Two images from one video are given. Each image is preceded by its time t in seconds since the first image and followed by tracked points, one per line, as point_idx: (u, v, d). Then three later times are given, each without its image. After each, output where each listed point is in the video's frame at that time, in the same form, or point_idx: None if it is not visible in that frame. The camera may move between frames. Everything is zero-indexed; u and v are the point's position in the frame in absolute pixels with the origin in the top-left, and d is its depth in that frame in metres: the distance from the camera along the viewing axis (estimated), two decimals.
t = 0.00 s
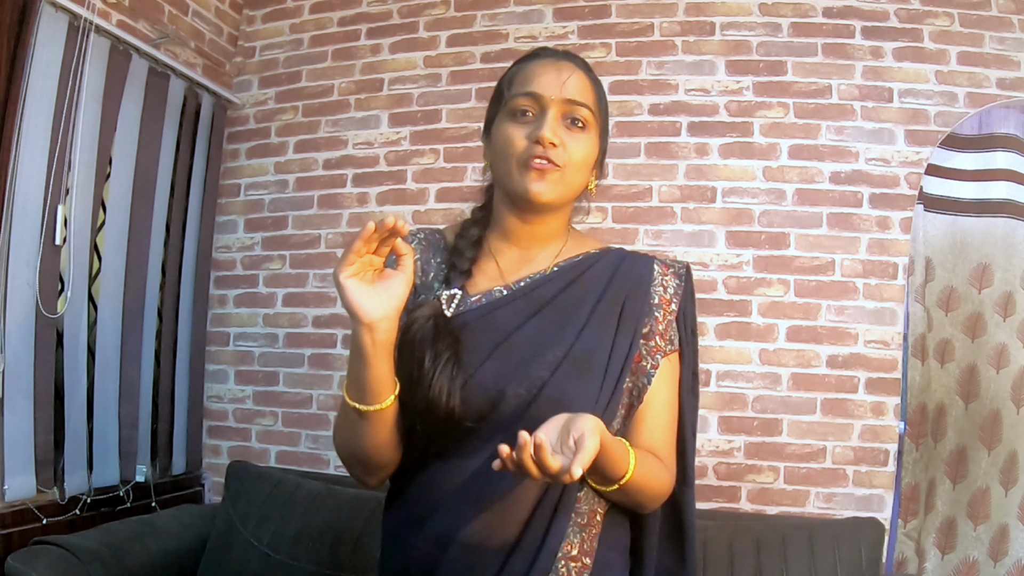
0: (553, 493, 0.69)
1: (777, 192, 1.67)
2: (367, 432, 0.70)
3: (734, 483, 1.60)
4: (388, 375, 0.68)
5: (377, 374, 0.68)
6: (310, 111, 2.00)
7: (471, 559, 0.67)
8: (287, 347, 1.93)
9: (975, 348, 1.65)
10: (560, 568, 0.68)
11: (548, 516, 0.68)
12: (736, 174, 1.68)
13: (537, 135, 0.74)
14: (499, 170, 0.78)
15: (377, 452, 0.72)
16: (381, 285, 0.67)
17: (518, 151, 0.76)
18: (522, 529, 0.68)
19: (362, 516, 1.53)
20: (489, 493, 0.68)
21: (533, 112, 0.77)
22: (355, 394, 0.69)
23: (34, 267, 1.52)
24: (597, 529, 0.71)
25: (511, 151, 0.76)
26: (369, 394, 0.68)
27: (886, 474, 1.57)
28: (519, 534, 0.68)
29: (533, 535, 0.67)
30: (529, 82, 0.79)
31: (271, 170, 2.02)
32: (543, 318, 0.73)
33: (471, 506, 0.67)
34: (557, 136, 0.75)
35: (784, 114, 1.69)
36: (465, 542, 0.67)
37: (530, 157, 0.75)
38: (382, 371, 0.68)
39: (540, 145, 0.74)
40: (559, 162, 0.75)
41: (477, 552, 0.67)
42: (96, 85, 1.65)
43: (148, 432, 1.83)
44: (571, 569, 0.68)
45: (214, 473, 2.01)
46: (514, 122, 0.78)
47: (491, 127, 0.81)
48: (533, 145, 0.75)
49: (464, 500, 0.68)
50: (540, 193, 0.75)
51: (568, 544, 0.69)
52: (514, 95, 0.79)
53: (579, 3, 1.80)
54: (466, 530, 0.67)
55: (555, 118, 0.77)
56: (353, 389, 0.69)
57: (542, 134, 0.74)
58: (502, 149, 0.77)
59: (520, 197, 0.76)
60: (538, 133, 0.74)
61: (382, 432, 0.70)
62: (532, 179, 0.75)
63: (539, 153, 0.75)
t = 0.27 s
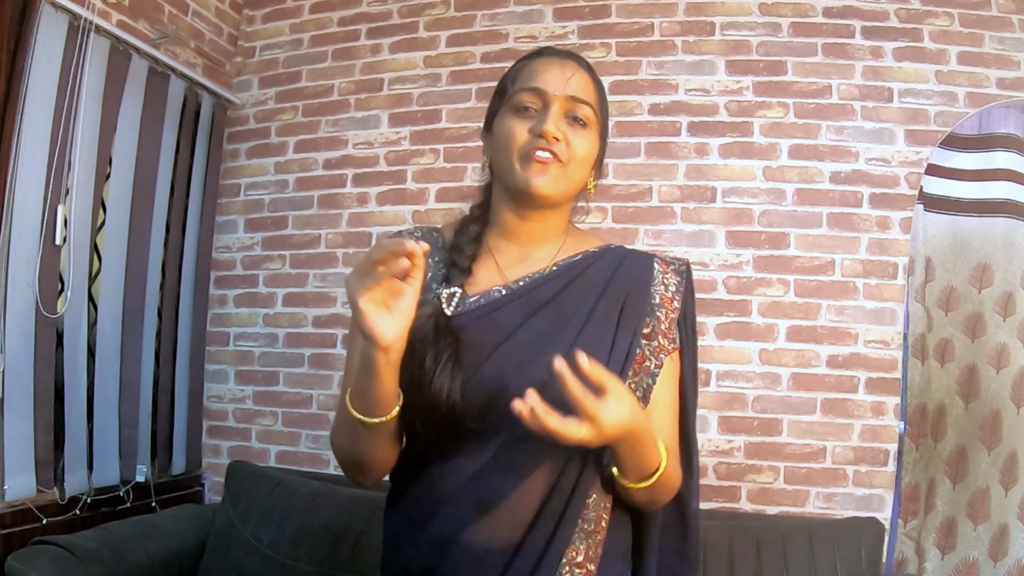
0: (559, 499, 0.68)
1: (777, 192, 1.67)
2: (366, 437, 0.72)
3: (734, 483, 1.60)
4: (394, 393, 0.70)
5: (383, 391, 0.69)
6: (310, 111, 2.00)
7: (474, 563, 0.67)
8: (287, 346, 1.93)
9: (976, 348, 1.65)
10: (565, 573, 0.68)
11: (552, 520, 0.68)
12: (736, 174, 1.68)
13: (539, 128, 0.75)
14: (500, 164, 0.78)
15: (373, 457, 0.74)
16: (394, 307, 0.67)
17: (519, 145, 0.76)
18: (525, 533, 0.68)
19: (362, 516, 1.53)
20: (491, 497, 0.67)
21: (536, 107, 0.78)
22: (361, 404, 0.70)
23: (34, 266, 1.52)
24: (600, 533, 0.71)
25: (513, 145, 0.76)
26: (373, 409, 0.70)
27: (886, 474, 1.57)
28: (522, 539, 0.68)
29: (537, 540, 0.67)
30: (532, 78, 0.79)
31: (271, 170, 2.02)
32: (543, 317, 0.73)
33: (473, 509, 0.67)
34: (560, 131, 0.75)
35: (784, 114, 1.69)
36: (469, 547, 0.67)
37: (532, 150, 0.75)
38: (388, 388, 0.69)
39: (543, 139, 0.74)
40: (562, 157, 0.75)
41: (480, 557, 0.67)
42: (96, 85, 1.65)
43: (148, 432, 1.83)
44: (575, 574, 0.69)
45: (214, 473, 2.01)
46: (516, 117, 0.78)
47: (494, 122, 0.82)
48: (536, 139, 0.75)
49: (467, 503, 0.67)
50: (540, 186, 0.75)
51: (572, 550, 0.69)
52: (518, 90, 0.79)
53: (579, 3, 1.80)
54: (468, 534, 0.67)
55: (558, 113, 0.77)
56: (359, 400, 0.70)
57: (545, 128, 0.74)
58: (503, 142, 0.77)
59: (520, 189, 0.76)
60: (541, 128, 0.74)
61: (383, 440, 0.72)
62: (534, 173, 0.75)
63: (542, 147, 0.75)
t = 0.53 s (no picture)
0: (559, 495, 0.68)
1: (777, 192, 1.67)
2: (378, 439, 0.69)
3: (734, 483, 1.60)
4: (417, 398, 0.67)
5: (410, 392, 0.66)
6: (310, 111, 2.00)
7: (474, 562, 0.66)
8: (287, 346, 1.93)
9: (976, 348, 1.65)
10: (565, 569, 0.68)
11: (552, 517, 0.68)
12: (736, 174, 1.68)
13: (526, 126, 0.75)
14: (489, 165, 0.78)
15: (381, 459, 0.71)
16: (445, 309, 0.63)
17: (507, 144, 0.76)
18: (526, 530, 0.68)
19: (361, 517, 1.53)
20: (490, 494, 0.67)
21: (521, 106, 0.78)
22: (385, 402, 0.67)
23: (34, 266, 1.52)
24: (599, 530, 0.71)
25: (501, 145, 0.76)
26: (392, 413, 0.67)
27: (886, 474, 1.57)
28: (522, 536, 0.67)
29: (537, 536, 0.67)
30: (517, 78, 0.80)
31: (271, 170, 2.02)
32: (545, 314, 0.72)
33: (473, 507, 0.67)
34: (546, 128, 0.75)
35: (784, 114, 1.69)
36: (468, 543, 0.67)
37: (521, 148, 0.75)
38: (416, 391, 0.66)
39: (530, 137, 0.74)
40: (550, 153, 0.75)
41: (480, 555, 0.66)
42: (96, 85, 1.65)
43: (148, 431, 1.82)
44: (575, 571, 0.68)
45: (214, 473, 2.01)
46: (503, 117, 0.78)
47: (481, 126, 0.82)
48: (523, 137, 0.75)
49: (467, 501, 0.67)
50: (532, 184, 0.75)
51: (573, 546, 0.69)
52: (502, 92, 0.80)
53: (579, 3, 1.80)
54: (469, 532, 0.67)
55: (543, 111, 0.77)
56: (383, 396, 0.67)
57: (531, 125, 0.75)
58: (492, 143, 0.77)
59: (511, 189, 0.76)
60: (527, 125, 0.75)
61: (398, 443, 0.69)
62: (525, 172, 0.75)
63: (529, 145, 0.75)
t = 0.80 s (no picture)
0: (557, 486, 0.68)
1: (777, 192, 1.67)
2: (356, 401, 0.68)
3: (734, 483, 1.60)
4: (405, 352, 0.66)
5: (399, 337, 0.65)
6: (310, 111, 2.00)
7: (473, 556, 0.67)
8: (287, 347, 1.93)
9: (976, 348, 1.65)
10: (565, 561, 0.68)
11: (551, 509, 0.68)
12: (736, 174, 1.68)
13: (526, 126, 0.75)
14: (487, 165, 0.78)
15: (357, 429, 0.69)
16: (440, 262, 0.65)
17: (506, 142, 0.75)
18: (525, 522, 0.68)
19: (362, 516, 1.53)
20: (489, 486, 0.68)
21: (523, 107, 0.78)
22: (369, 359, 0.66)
23: (34, 266, 1.52)
24: (604, 523, 0.71)
25: (500, 143, 0.76)
26: (376, 367, 0.66)
27: (886, 474, 1.57)
28: (521, 529, 0.68)
29: (536, 528, 0.67)
30: (520, 80, 0.80)
31: (271, 170, 2.02)
32: (538, 307, 0.73)
33: (470, 500, 0.68)
34: (545, 130, 0.75)
35: (784, 114, 1.69)
36: (468, 537, 0.67)
37: (519, 148, 0.75)
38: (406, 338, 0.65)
39: (529, 137, 0.74)
40: (548, 155, 0.75)
41: (479, 548, 0.67)
42: (96, 85, 1.65)
43: (148, 432, 1.82)
44: (576, 563, 0.69)
45: (214, 473, 2.01)
46: (503, 117, 0.78)
47: (481, 126, 0.82)
48: (522, 137, 0.75)
49: (463, 496, 0.68)
50: (527, 184, 0.75)
51: (573, 537, 0.69)
52: (505, 93, 0.80)
53: (579, 3, 1.80)
54: (468, 525, 0.67)
55: (544, 113, 0.77)
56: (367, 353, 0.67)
57: (531, 126, 0.75)
58: (491, 141, 0.77)
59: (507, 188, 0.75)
60: (527, 125, 0.75)
61: (377, 404, 0.68)
62: (522, 171, 0.75)
63: (528, 145, 0.75)
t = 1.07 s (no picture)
0: (556, 481, 0.68)
1: (777, 192, 1.67)
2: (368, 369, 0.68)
3: (734, 483, 1.60)
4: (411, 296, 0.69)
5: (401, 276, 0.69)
6: (310, 111, 2.00)
7: (471, 549, 0.67)
8: (287, 347, 1.93)
9: (975, 348, 1.65)
10: (564, 556, 0.68)
11: (549, 503, 0.68)
12: (735, 174, 1.68)
13: (528, 137, 0.75)
14: (490, 172, 0.78)
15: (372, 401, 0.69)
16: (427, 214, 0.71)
17: (510, 153, 0.75)
18: (523, 517, 0.68)
19: (362, 515, 1.53)
20: (486, 481, 0.68)
21: (525, 115, 0.77)
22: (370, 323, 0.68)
23: (34, 266, 1.52)
24: (600, 519, 0.70)
25: (502, 151, 0.76)
26: (382, 324, 0.68)
27: (886, 474, 1.57)
28: (519, 523, 0.68)
29: (534, 523, 0.67)
30: (522, 87, 0.79)
31: (271, 170, 2.02)
32: (537, 304, 0.74)
33: (468, 494, 0.68)
34: (548, 140, 0.75)
35: (784, 114, 1.69)
36: (464, 531, 0.67)
37: (522, 158, 0.75)
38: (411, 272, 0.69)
39: (533, 148, 0.74)
40: (551, 165, 0.75)
41: (477, 542, 0.67)
42: (96, 85, 1.65)
43: (148, 432, 1.82)
44: (575, 559, 0.68)
45: (214, 472, 2.01)
46: (506, 125, 0.78)
47: (483, 127, 0.81)
48: (525, 148, 0.75)
49: (461, 491, 0.68)
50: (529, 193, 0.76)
51: (571, 532, 0.69)
52: (507, 99, 0.79)
53: (579, 3, 1.80)
54: (465, 518, 0.67)
55: (546, 122, 0.77)
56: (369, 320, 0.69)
57: (534, 137, 0.74)
58: (494, 149, 0.77)
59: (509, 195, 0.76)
60: (530, 136, 0.74)
61: (387, 371, 0.68)
62: (525, 181, 0.75)
63: (531, 156, 0.75)
